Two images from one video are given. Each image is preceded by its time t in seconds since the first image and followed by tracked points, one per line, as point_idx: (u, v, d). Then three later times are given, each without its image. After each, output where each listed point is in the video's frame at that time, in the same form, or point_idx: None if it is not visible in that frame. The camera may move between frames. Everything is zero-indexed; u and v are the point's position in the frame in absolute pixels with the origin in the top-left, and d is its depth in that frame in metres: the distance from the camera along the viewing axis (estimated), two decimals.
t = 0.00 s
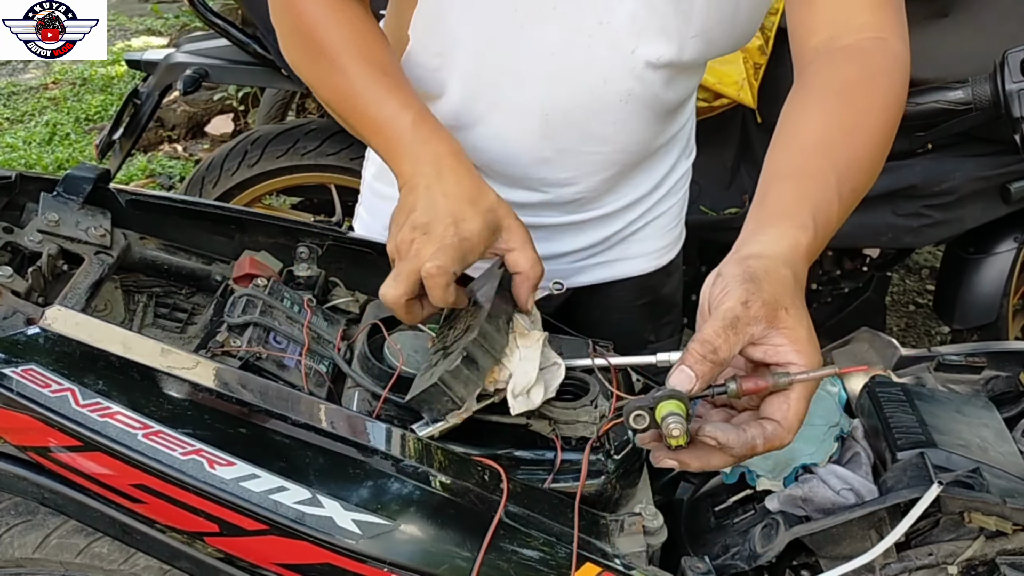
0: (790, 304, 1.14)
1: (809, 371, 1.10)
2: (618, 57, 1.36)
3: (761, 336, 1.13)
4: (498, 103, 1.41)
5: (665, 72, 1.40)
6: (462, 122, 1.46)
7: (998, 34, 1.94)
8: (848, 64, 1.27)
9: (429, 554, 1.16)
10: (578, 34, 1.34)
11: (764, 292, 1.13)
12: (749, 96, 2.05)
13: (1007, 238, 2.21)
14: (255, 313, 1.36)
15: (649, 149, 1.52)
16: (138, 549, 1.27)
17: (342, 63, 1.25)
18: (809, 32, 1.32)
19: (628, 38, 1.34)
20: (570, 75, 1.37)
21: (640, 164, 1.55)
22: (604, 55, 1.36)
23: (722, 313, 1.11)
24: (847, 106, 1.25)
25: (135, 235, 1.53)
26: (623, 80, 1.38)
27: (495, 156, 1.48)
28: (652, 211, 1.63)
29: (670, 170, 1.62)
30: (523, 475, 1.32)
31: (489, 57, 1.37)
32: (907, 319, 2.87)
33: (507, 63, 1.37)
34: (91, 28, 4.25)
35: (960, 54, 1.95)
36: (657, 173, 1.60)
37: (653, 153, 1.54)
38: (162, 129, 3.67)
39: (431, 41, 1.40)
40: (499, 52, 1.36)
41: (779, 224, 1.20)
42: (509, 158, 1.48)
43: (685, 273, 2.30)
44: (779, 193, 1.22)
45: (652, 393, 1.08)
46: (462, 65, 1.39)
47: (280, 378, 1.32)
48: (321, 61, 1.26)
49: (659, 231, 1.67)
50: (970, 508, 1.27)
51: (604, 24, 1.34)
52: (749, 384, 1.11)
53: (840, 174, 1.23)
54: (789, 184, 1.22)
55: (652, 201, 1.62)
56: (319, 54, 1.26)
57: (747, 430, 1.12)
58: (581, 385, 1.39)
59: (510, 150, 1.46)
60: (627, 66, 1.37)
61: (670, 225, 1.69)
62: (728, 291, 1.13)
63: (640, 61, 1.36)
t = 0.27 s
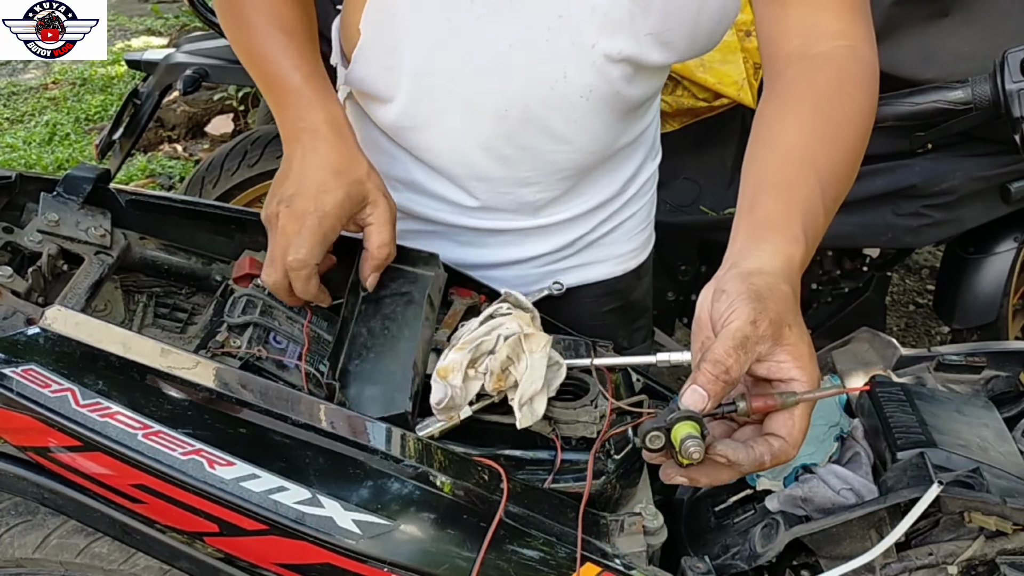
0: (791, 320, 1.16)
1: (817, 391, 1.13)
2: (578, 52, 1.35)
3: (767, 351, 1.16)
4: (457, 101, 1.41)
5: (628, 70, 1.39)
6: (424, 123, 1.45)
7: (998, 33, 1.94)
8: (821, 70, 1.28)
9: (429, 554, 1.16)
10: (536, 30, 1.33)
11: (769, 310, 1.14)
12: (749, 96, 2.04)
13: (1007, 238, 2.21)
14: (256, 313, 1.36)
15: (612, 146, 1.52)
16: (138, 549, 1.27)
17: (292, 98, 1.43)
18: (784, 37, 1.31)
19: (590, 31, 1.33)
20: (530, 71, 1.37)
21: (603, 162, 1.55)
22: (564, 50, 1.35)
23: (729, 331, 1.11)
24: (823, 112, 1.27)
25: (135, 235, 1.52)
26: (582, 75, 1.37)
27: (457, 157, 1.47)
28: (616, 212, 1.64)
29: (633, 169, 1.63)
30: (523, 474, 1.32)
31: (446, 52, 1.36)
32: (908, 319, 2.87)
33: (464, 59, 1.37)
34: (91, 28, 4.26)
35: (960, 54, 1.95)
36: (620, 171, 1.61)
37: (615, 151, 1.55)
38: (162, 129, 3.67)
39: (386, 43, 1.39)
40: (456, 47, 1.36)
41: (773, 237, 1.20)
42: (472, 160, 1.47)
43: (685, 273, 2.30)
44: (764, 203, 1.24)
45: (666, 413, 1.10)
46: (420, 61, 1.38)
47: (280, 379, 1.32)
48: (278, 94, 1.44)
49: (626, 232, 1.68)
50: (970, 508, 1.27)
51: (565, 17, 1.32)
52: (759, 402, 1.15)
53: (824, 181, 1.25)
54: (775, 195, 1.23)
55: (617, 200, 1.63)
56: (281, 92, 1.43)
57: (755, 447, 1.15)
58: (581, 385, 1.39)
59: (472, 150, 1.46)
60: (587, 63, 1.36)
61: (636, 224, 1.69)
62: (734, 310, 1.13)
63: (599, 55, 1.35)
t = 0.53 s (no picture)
0: (778, 329, 1.16)
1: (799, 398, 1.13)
2: (561, 50, 1.35)
3: (755, 360, 1.16)
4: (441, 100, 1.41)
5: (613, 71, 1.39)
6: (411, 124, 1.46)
7: (998, 33, 1.94)
8: (805, 72, 1.29)
9: (429, 554, 1.16)
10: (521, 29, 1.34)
11: (756, 319, 1.14)
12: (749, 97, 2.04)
13: (1007, 238, 2.21)
14: (255, 312, 1.36)
15: (599, 148, 1.52)
16: (138, 550, 1.27)
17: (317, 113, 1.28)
18: (766, 36, 1.33)
19: (574, 31, 1.33)
20: (514, 71, 1.37)
21: (591, 164, 1.55)
22: (548, 48, 1.35)
23: (717, 343, 1.11)
24: (805, 116, 1.27)
25: (135, 235, 1.52)
26: (567, 73, 1.37)
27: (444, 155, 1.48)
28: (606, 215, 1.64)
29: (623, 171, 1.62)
30: (523, 474, 1.31)
31: (428, 52, 1.36)
32: (908, 319, 2.87)
33: (445, 61, 1.37)
34: (91, 28, 4.26)
35: (960, 54, 1.95)
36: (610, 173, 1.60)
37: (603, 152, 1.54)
38: (162, 129, 3.67)
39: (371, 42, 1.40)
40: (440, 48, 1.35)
41: (760, 241, 1.20)
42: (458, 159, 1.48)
43: (685, 273, 2.30)
44: (750, 206, 1.24)
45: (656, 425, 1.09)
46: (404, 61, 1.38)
47: (280, 379, 1.31)
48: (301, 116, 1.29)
49: (616, 235, 1.68)
50: (970, 508, 1.27)
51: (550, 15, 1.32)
52: (748, 411, 1.15)
53: (808, 183, 1.25)
54: (761, 197, 1.23)
55: (608, 203, 1.63)
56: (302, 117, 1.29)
57: (745, 456, 1.15)
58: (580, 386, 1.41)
59: (456, 149, 1.46)
60: (570, 62, 1.36)
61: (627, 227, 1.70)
62: (722, 321, 1.13)
63: (584, 55, 1.35)
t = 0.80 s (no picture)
0: (805, 328, 1.18)
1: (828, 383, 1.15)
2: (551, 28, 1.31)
3: (784, 361, 1.17)
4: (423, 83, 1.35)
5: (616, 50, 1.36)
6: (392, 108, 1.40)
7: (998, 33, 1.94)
8: (805, 70, 1.28)
9: (429, 554, 1.16)
10: None
11: (783, 320, 1.15)
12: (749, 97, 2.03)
13: (1007, 238, 2.21)
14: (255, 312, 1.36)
15: (587, 143, 1.46)
16: (138, 550, 1.27)
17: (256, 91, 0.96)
18: (762, 30, 1.31)
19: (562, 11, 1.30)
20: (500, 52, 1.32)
21: (579, 159, 1.49)
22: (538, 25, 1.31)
23: (748, 346, 1.12)
24: (808, 114, 1.27)
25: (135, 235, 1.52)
26: (554, 54, 1.33)
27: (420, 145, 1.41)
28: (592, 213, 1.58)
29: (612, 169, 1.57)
30: (523, 475, 1.32)
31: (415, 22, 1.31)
32: (908, 318, 2.87)
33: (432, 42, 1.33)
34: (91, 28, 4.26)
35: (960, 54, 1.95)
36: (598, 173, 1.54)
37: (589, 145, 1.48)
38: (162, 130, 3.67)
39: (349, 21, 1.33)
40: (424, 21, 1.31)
41: (775, 241, 1.21)
42: (440, 148, 1.42)
43: (685, 273, 2.30)
44: (764, 206, 1.24)
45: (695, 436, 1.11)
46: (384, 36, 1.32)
47: (280, 379, 1.32)
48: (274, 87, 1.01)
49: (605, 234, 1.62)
50: (970, 508, 1.27)
51: None
52: (781, 414, 1.16)
53: (816, 180, 1.26)
54: (771, 197, 1.23)
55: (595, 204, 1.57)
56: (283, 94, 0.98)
57: (782, 458, 1.15)
58: (582, 385, 1.37)
59: (439, 136, 1.40)
60: (559, 41, 1.32)
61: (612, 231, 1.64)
62: (751, 324, 1.13)
63: (574, 39, 1.32)
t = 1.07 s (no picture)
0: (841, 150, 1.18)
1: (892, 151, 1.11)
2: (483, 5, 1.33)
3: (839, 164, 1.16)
4: (350, 69, 1.35)
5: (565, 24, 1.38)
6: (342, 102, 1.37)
7: (998, 33, 1.93)
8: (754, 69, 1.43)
9: (430, 554, 1.16)
10: None
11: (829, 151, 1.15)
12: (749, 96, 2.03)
13: (1007, 238, 2.21)
14: (255, 312, 1.36)
15: (533, 129, 1.45)
16: (137, 550, 1.27)
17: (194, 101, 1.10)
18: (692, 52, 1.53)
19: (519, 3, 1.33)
20: (433, 32, 1.32)
21: (530, 145, 1.47)
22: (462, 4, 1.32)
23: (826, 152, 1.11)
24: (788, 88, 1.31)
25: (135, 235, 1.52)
26: (489, 33, 1.34)
27: (361, 136, 1.40)
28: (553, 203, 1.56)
29: (573, 156, 1.56)
30: (523, 474, 1.32)
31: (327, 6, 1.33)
32: (908, 318, 2.87)
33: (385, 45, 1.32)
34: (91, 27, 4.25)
35: (961, 54, 1.94)
36: (553, 160, 1.52)
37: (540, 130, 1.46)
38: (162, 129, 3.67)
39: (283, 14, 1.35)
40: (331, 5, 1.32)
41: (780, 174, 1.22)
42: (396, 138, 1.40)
43: (685, 273, 2.30)
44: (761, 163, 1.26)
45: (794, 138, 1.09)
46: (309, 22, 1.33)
47: (280, 378, 1.32)
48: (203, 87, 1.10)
49: (575, 224, 1.61)
50: (970, 508, 1.27)
51: None
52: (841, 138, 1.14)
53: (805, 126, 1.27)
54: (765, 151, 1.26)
55: (556, 193, 1.56)
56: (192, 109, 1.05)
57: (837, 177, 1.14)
58: (582, 385, 1.37)
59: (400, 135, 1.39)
60: (495, 19, 1.33)
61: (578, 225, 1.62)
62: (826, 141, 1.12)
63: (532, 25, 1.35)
